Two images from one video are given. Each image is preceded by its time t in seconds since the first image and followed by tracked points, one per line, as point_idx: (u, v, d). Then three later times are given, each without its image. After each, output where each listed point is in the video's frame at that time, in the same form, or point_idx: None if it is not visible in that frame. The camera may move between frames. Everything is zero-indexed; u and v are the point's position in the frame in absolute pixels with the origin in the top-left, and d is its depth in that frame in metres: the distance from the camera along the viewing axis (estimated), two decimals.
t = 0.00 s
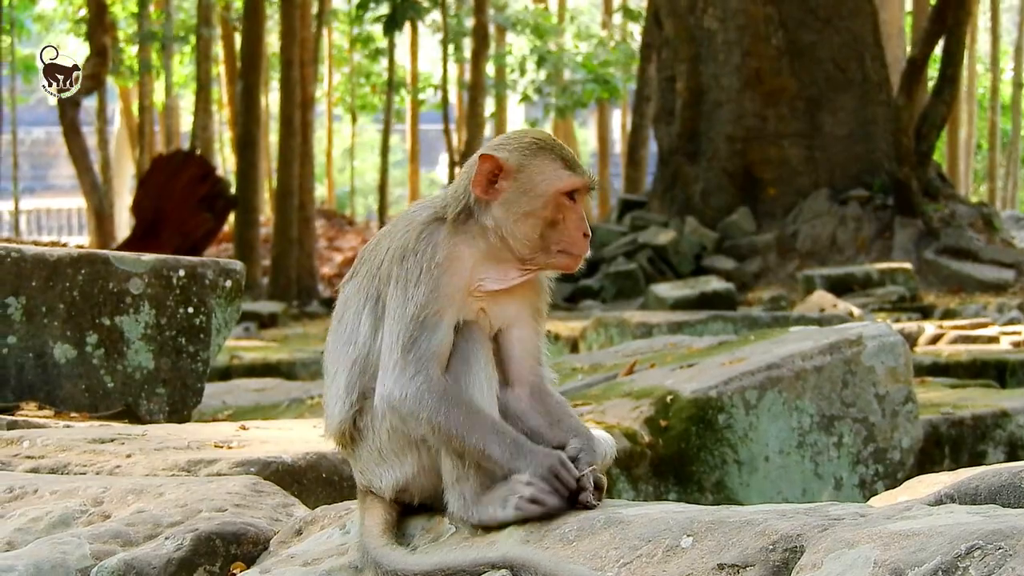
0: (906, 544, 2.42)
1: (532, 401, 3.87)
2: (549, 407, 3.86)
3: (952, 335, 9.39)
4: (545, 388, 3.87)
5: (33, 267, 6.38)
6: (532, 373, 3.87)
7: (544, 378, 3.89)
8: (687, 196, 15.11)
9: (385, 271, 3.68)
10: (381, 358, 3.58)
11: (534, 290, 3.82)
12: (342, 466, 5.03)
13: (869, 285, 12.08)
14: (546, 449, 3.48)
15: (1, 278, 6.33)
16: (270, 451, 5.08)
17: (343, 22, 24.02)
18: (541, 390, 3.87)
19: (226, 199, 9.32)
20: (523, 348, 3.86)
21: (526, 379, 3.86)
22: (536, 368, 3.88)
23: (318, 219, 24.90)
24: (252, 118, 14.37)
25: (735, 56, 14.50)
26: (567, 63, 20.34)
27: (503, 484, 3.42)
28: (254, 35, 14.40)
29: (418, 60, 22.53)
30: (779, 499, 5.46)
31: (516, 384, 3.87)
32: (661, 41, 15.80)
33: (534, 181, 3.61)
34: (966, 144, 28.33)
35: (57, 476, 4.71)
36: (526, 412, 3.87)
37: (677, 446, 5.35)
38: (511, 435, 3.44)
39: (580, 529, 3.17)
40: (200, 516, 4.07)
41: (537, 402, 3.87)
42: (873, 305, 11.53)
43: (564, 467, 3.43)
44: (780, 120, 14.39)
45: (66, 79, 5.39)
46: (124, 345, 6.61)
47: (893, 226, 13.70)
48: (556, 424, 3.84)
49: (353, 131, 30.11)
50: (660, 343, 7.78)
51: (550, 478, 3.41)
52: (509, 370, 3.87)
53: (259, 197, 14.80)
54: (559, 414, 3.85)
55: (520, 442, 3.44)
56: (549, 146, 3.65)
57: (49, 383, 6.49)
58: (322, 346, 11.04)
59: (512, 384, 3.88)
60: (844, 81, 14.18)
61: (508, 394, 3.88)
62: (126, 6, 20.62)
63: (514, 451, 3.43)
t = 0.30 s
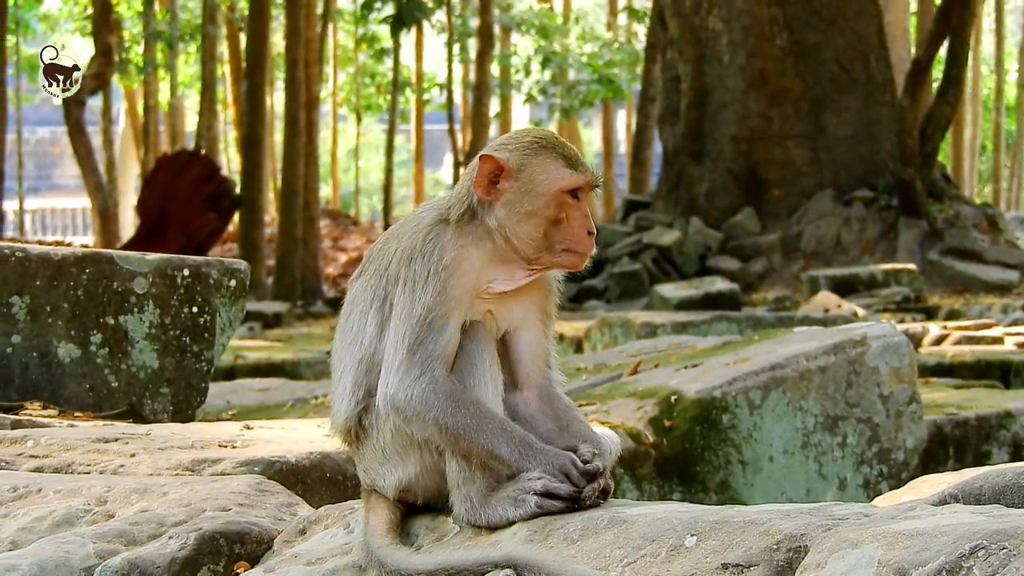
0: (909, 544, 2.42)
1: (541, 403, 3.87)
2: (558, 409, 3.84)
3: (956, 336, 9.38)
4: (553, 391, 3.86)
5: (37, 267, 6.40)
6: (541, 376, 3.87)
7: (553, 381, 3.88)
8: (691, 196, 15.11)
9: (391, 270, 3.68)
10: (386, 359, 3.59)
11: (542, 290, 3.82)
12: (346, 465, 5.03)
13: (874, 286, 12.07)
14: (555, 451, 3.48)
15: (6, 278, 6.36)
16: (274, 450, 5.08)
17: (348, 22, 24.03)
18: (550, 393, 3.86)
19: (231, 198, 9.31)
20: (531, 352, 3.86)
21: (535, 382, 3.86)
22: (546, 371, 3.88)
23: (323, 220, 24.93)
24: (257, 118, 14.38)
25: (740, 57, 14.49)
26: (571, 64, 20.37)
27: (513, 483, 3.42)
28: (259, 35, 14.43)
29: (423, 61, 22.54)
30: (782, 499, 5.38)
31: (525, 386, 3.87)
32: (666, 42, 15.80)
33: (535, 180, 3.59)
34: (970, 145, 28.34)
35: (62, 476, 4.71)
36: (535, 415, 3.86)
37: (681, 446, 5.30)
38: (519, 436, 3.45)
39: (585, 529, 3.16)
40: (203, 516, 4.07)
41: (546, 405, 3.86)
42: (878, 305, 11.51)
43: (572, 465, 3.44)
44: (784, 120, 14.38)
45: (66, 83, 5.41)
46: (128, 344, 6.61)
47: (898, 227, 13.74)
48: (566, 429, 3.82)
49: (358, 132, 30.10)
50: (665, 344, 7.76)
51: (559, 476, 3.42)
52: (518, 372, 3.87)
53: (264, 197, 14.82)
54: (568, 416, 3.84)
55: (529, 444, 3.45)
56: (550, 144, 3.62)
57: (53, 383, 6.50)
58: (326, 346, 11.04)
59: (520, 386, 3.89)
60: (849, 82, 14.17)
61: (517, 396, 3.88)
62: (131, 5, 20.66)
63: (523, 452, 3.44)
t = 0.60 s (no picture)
0: (909, 547, 2.42)
1: (543, 408, 3.85)
2: (561, 413, 3.83)
3: (957, 338, 9.38)
4: (556, 395, 3.85)
5: (39, 267, 6.41)
6: (543, 381, 3.86)
7: (555, 385, 3.87)
8: (693, 198, 15.10)
9: (390, 275, 3.68)
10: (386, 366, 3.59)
11: (543, 292, 3.79)
12: (347, 467, 5.03)
13: (875, 288, 12.07)
14: (556, 458, 3.47)
15: (8, 278, 6.37)
16: (274, 452, 5.07)
17: (350, 23, 24.05)
18: (552, 397, 3.85)
19: (233, 198, 9.23)
20: (533, 356, 3.84)
21: (537, 386, 3.86)
22: (548, 374, 3.87)
23: (325, 220, 24.97)
24: (259, 119, 14.38)
25: (742, 58, 14.48)
26: (572, 65, 20.20)
27: (512, 490, 3.41)
28: (261, 36, 14.44)
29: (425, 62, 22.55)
30: (784, 502, 4.98)
31: (527, 390, 3.86)
32: (668, 43, 15.79)
33: (524, 179, 3.62)
34: (971, 147, 28.43)
35: (62, 477, 4.71)
36: (537, 419, 3.85)
37: (681, 449, 4.90)
38: (520, 444, 3.44)
39: (585, 531, 3.16)
40: (204, 517, 4.07)
41: (548, 409, 3.85)
42: (880, 307, 11.50)
43: (573, 472, 3.43)
44: (786, 122, 14.36)
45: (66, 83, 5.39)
46: (130, 345, 6.60)
47: (900, 229, 13.76)
48: (571, 433, 3.79)
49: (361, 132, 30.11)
50: (666, 345, 7.76)
51: (558, 485, 3.42)
52: (520, 376, 3.87)
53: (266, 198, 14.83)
54: (572, 420, 3.82)
55: (528, 451, 3.45)
56: (538, 144, 3.67)
57: (55, 383, 6.51)
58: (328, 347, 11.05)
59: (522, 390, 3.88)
60: (851, 84, 14.22)
61: (519, 400, 3.87)
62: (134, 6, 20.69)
63: (522, 460, 3.43)
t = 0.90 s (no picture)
0: (912, 549, 2.42)
1: (543, 408, 3.85)
2: (560, 412, 3.82)
3: (960, 340, 9.37)
4: (554, 393, 3.84)
5: (41, 269, 6.41)
6: (540, 380, 3.86)
7: (553, 383, 3.87)
8: (695, 200, 15.11)
9: (384, 282, 3.68)
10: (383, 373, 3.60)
11: (536, 283, 3.83)
12: (350, 468, 5.02)
13: (877, 290, 12.07)
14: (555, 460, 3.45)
15: (11, 280, 6.38)
16: (277, 453, 5.07)
17: (353, 24, 24.08)
18: (551, 397, 3.85)
19: (236, 199, 9.19)
20: (531, 354, 3.88)
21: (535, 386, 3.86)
22: (545, 373, 3.88)
23: (328, 222, 24.99)
24: (261, 121, 14.39)
25: (744, 60, 14.45)
26: (575, 67, 20.18)
27: (512, 493, 3.39)
28: (264, 37, 14.44)
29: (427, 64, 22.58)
30: (785, 505, 4.98)
31: (526, 390, 3.86)
32: (671, 45, 15.80)
33: (475, 161, 3.72)
34: (972, 149, 28.43)
35: (66, 479, 4.72)
36: (537, 418, 3.83)
37: (684, 451, 4.88)
38: (519, 446, 3.42)
39: (588, 532, 3.15)
40: (207, 518, 4.07)
41: (547, 408, 3.84)
42: (882, 310, 11.49)
43: (573, 476, 3.41)
44: (788, 124, 14.36)
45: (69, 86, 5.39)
46: (132, 346, 6.61)
47: (902, 231, 13.79)
48: (571, 434, 3.77)
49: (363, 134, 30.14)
50: (669, 347, 7.75)
51: (559, 487, 3.39)
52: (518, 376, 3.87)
53: (268, 200, 14.84)
54: (572, 420, 3.80)
55: (527, 453, 3.43)
56: (486, 128, 3.78)
57: (57, 384, 6.53)
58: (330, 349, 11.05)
59: (521, 390, 3.88)
60: (854, 87, 14.23)
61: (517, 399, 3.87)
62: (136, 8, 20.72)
63: (523, 464, 3.41)
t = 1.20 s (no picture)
0: (914, 556, 2.41)
1: (544, 413, 3.83)
2: (562, 417, 3.81)
3: (963, 347, 9.36)
4: (555, 398, 3.84)
5: (45, 276, 6.44)
6: (541, 385, 3.86)
7: (554, 387, 3.87)
8: (698, 207, 15.12)
9: (384, 289, 3.69)
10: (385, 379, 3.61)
11: (537, 284, 3.82)
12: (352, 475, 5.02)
13: (880, 297, 12.06)
14: (558, 465, 3.44)
15: (14, 287, 6.41)
16: (279, 460, 5.07)
17: (355, 31, 24.13)
18: (553, 402, 3.84)
19: (238, 207, 9.22)
20: (532, 357, 3.86)
21: (537, 391, 3.85)
22: (547, 378, 3.87)
23: (331, 229, 25.02)
24: (264, 127, 14.43)
25: (747, 67, 14.47)
26: (577, 75, 20.22)
27: (514, 500, 3.38)
28: (267, 44, 14.48)
29: (429, 71, 22.63)
30: (788, 511, 4.98)
31: (528, 394, 3.86)
32: (674, 52, 15.84)
33: (463, 158, 3.73)
34: (975, 156, 28.42)
35: (69, 485, 4.72)
36: (539, 423, 3.82)
37: (686, 457, 4.89)
38: (521, 451, 3.42)
39: (590, 539, 3.15)
40: (210, 525, 4.07)
41: (549, 413, 3.83)
42: (885, 316, 11.48)
43: (575, 482, 3.39)
44: (791, 131, 14.38)
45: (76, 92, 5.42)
46: (135, 353, 6.60)
47: (904, 238, 13.78)
48: (573, 440, 3.76)
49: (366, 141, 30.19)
50: (671, 354, 7.75)
51: (561, 494, 3.38)
52: (519, 382, 3.87)
53: (271, 207, 14.86)
54: (574, 426, 3.78)
55: (529, 458, 3.42)
56: (474, 126, 3.80)
57: (60, 391, 6.53)
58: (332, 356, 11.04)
59: (523, 395, 3.88)
60: (857, 93, 14.31)
61: (519, 404, 3.86)
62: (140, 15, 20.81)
63: (525, 470, 3.41)
